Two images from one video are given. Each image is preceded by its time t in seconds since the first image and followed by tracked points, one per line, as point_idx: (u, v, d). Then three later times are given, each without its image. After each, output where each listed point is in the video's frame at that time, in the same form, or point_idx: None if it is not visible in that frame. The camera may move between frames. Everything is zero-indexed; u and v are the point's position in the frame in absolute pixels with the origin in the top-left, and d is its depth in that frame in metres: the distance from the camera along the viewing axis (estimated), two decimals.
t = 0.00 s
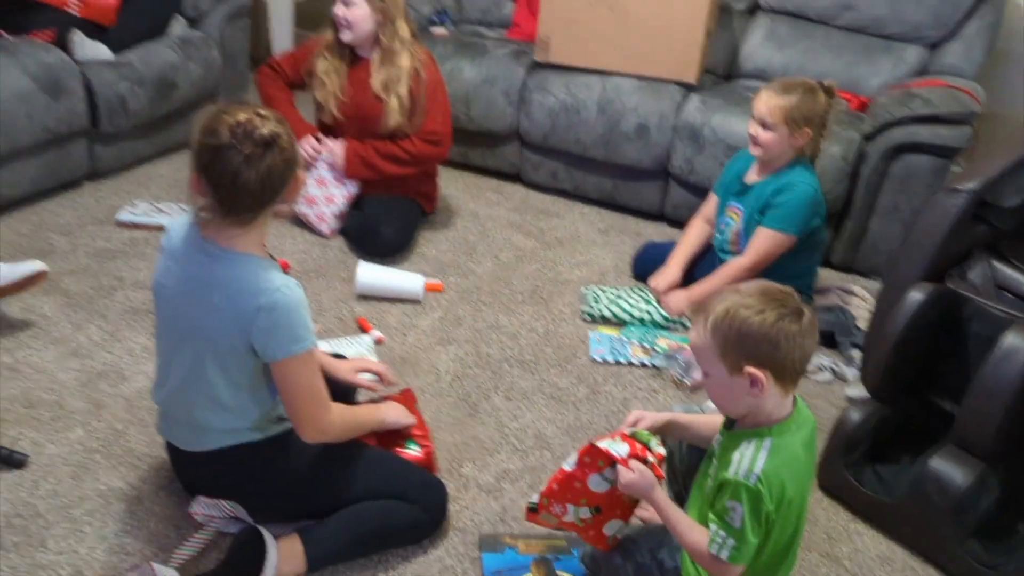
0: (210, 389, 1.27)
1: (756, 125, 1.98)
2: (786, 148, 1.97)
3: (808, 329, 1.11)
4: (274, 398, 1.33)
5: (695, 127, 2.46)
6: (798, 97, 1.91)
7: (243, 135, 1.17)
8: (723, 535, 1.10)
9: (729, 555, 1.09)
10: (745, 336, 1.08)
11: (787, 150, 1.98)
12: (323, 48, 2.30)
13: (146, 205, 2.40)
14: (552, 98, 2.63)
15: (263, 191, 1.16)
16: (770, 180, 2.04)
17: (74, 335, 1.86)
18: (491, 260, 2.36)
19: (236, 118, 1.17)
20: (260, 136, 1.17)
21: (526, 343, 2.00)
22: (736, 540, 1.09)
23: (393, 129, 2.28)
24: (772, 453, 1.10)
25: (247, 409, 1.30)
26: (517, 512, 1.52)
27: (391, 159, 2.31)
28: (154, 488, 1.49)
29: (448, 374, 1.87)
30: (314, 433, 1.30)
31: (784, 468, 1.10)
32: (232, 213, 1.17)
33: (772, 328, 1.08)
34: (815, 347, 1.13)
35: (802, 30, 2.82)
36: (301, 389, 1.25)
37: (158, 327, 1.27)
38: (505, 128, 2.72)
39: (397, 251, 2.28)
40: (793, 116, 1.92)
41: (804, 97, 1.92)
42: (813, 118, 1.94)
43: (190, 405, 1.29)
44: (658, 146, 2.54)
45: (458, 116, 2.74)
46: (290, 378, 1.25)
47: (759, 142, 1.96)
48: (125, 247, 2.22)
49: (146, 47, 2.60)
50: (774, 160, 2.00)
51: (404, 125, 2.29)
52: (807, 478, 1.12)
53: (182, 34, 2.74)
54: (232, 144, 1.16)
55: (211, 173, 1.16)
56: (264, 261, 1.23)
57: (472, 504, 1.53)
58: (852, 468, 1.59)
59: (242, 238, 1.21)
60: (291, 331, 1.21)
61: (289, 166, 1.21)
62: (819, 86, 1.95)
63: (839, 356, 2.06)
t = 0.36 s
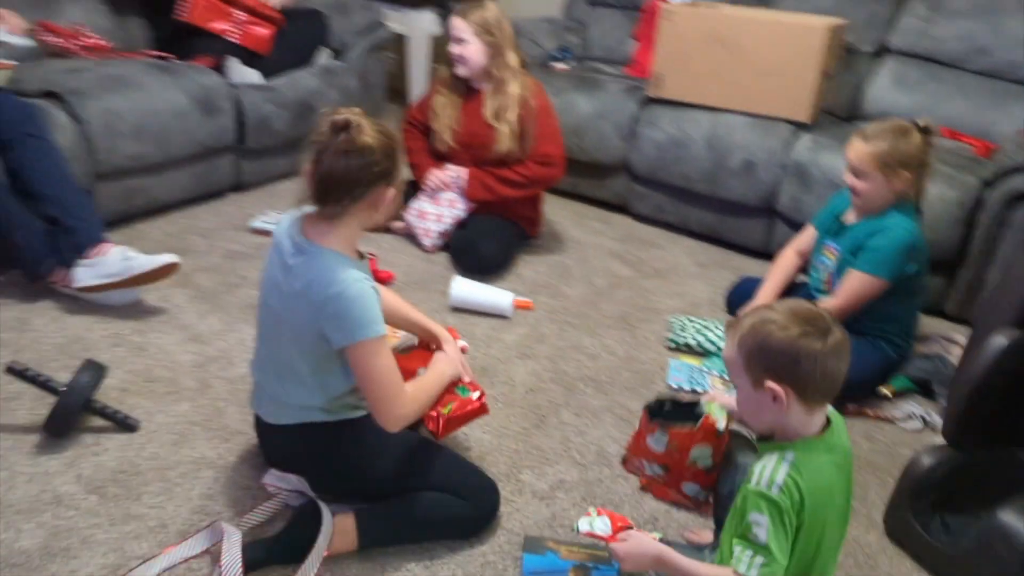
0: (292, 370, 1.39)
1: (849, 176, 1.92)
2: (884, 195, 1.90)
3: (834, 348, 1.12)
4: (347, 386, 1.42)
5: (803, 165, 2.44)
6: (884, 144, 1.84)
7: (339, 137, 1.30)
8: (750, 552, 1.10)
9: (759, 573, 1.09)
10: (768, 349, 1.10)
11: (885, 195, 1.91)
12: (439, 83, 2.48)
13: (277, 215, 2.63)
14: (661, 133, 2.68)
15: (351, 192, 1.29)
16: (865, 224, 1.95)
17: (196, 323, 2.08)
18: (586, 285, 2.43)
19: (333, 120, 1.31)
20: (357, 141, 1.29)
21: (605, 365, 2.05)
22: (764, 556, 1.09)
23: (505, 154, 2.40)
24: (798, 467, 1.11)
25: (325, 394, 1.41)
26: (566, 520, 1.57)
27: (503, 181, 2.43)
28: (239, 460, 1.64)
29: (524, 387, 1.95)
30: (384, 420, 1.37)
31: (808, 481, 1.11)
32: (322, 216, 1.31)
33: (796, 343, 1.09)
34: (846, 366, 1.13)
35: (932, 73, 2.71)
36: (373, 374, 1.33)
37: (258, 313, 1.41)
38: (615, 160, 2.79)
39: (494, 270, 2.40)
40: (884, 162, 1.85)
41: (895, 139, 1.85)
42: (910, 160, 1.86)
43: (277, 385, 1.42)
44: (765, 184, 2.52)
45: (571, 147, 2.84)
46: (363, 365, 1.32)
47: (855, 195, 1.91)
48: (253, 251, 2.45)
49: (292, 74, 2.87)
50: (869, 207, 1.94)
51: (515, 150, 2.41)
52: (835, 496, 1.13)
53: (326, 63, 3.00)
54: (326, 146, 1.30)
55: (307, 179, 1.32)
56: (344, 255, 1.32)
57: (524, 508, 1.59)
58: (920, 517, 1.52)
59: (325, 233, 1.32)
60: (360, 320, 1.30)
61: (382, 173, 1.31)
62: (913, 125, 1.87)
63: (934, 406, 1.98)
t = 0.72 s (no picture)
0: (354, 365, 1.49)
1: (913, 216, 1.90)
2: (952, 228, 1.88)
3: (866, 367, 1.11)
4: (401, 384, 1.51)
5: (888, 193, 2.41)
6: (943, 179, 1.82)
7: (423, 159, 1.40)
8: (739, 541, 1.13)
9: (738, 560, 1.13)
10: (796, 364, 1.11)
11: (953, 227, 1.88)
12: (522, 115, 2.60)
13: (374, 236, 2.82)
14: (746, 160, 2.70)
15: (410, 208, 1.39)
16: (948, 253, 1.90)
17: (292, 331, 2.26)
18: (662, 308, 2.48)
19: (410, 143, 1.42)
20: (442, 166, 1.39)
21: (673, 385, 2.09)
22: (750, 547, 1.12)
23: (584, 175, 2.50)
24: (814, 478, 1.11)
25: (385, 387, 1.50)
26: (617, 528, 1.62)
27: (598, 202, 2.51)
28: (319, 455, 1.78)
29: (590, 402, 2.01)
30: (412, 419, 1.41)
31: (824, 496, 1.10)
32: (383, 230, 1.42)
33: (824, 360, 1.10)
34: (877, 386, 1.12)
35: None
36: (407, 373, 1.38)
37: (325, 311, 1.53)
38: (700, 187, 2.83)
39: (572, 291, 2.48)
40: (938, 199, 1.83)
41: (948, 174, 1.82)
42: (966, 191, 1.83)
43: (342, 377, 1.53)
44: (849, 212, 2.51)
45: (656, 175, 2.90)
46: (402, 365, 1.38)
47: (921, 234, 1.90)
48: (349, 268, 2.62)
49: (393, 105, 3.06)
50: (944, 238, 1.90)
51: (596, 172, 2.50)
52: (853, 519, 1.11)
53: (425, 95, 3.19)
54: (403, 168, 1.40)
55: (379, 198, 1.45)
56: (398, 259, 1.40)
57: (577, 514, 1.65)
58: (978, 545, 1.49)
59: (383, 238, 1.41)
60: (404, 320, 1.36)
61: (460, 199, 1.40)
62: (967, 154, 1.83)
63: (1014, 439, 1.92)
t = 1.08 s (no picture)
0: (331, 373, 1.63)
1: (880, 229, 2.05)
2: (915, 239, 2.02)
3: (788, 363, 1.28)
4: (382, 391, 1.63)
5: (864, 214, 2.53)
6: (900, 195, 1.97)
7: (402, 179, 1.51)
8: (683, 510, 1.33)
9: (680, 526, 1.33)
10: (726, 359, 1.30)
11: (916, 239, 2.02)
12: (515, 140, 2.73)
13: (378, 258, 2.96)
14: (731, 184, 2.83)
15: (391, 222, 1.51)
16: (908, 266, 2.05)
17: (299, 347, 2.40)
18: (652, 323, 2.60)
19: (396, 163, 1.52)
20: (420, 187, 1.50)
21: (658, 395, 2.21)
22: (689, 515, 1.32)
23: (576, 200, 2.64)
24: (743, 458, 1.29)
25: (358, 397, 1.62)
26: (598, 524, 1.74)
27: (594, 227, 2.65)
28: (322, 458, 1.91)
29: (578, 410, 2.13)
30: (361, 429, 1.52)
31: (749, 476, 1.27)
32: (369, 242, 1.54)
33: (750, 356, 1.28)
34: (798, 380, 1.29)
35: (1006, 124, 2.76)
36: (359, 383, 1.50)
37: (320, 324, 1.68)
38: (689, 210, 2.96)
39: (566, 308, 2.61)
40: (901, 211, 1.98)
41: (907, 190, 1.97)
42: (926, 204, 1.98)
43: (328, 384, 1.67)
44: (829, 231, 2.63)
45: (647, 198, 3.03)
46: (354, 376, 1.49)
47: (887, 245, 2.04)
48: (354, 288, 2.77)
49: (397, 135, 3.23)
50: (907, 250, 2.04)
51: (586, 195, 2.64)
52: (780, 494, 1.26)
53: (428, 125, 3.35)
54: (388, 187, 1.52)
55: (366, 213, 1.57)
56: (365, 274, 1.53)
57: (562, 511, 1.77)
58: (933, 536, 1.59)
59: (361, 253, 1.55)
60: (353, 335, 1.48)
61: (434, 216, 1.50)
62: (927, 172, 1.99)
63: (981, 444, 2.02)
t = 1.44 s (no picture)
0: (318, 365, 1.75)
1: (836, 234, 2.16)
2: (869, 242, 2.13)
3: (710, 353, 1.40)
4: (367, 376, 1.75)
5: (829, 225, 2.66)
6: (854, 200, 2.09)
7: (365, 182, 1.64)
8: (630, 488, 1.43)
9: (630, 502, 1.42)
10: (658, 348, 1.42)
11: (871, 242, 2.13)
12: (495, 155, 2.85)
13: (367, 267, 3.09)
14: (705, 197, 2.96)
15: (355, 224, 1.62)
16: (863, 268, 2.15)
17: (287, 348, 2.52)
18: (627, 329, 2.72)
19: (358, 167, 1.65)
20: (381, 189, 1.62)
21: (627, 394, 2.32)
22: (637, 491, 1.42)
23: (548, 213, 2.76)
24: (681, 436, 1.41)
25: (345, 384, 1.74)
26: (562, 510, 1.84)
27: (549, 238, 2.75)
28: (305, 450, 2.02)
29: (550, 407, 2.25)
30: (363, 403, 1.65)
31: (691, 447, 1.40)
32: (339, 241, 1.67)
33: (678, 346, 1.40)
34: (721, 369, 1.41)
35: (967, 140, 2.89)
36: (351, 364, 1.63)
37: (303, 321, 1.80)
38: (665, 222, 3.09)
39: (544, 314, 2.73)
40: (857, 215, 2.09)
41: (863, 196, 2.08)
42: (880, 209, 2.09)
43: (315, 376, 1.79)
44: (797, 242, 2.75)
45: (626, 211, 3.16)
46: (346, 357, 1.63)
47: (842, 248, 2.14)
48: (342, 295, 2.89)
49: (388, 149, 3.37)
50: (862, 254, 2.15)
51: (559, 208, 2.75)
52: (720, 465, 1.39)
53: (418, 140, 3.49)
54: (354, 190, 1.64)
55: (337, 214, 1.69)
56: (341, 267, 1.66)
57: (528, 499, 1.88)
58: (873, 520, 1.70)
59: (333, 251, 1.67)
60: (340, 319, 1.61)
61: (392, 216, 1.61)
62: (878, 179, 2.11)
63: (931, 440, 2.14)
